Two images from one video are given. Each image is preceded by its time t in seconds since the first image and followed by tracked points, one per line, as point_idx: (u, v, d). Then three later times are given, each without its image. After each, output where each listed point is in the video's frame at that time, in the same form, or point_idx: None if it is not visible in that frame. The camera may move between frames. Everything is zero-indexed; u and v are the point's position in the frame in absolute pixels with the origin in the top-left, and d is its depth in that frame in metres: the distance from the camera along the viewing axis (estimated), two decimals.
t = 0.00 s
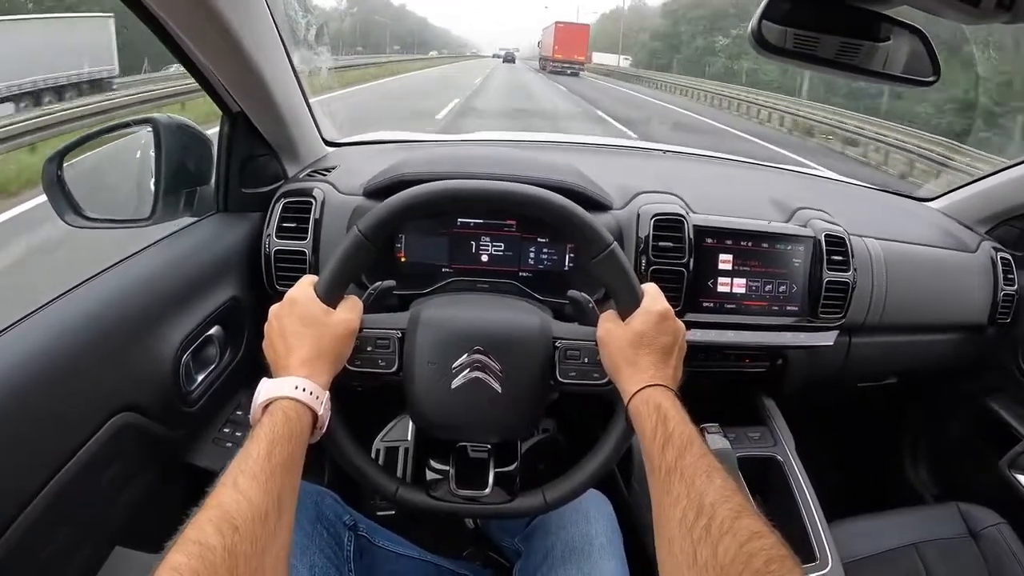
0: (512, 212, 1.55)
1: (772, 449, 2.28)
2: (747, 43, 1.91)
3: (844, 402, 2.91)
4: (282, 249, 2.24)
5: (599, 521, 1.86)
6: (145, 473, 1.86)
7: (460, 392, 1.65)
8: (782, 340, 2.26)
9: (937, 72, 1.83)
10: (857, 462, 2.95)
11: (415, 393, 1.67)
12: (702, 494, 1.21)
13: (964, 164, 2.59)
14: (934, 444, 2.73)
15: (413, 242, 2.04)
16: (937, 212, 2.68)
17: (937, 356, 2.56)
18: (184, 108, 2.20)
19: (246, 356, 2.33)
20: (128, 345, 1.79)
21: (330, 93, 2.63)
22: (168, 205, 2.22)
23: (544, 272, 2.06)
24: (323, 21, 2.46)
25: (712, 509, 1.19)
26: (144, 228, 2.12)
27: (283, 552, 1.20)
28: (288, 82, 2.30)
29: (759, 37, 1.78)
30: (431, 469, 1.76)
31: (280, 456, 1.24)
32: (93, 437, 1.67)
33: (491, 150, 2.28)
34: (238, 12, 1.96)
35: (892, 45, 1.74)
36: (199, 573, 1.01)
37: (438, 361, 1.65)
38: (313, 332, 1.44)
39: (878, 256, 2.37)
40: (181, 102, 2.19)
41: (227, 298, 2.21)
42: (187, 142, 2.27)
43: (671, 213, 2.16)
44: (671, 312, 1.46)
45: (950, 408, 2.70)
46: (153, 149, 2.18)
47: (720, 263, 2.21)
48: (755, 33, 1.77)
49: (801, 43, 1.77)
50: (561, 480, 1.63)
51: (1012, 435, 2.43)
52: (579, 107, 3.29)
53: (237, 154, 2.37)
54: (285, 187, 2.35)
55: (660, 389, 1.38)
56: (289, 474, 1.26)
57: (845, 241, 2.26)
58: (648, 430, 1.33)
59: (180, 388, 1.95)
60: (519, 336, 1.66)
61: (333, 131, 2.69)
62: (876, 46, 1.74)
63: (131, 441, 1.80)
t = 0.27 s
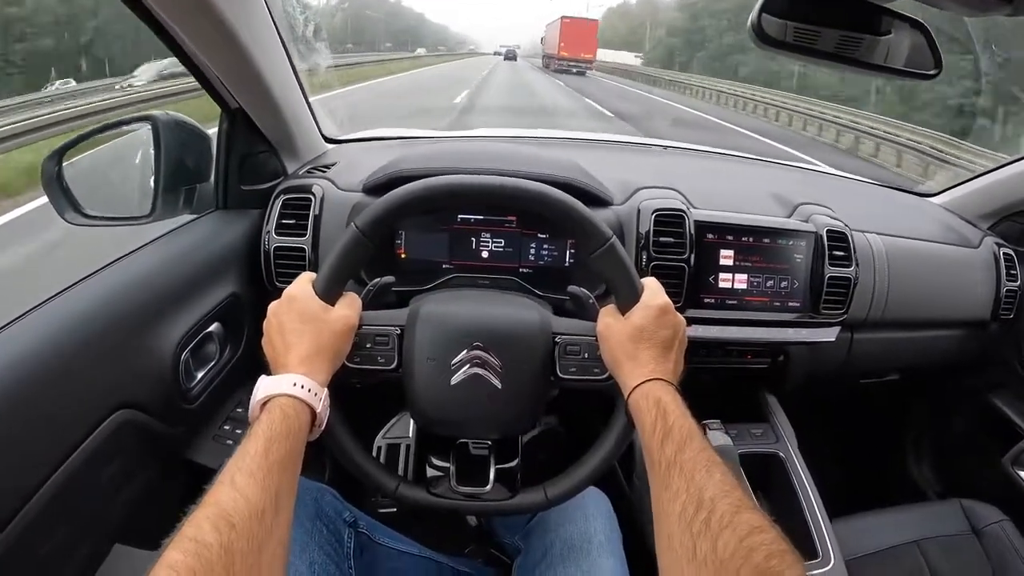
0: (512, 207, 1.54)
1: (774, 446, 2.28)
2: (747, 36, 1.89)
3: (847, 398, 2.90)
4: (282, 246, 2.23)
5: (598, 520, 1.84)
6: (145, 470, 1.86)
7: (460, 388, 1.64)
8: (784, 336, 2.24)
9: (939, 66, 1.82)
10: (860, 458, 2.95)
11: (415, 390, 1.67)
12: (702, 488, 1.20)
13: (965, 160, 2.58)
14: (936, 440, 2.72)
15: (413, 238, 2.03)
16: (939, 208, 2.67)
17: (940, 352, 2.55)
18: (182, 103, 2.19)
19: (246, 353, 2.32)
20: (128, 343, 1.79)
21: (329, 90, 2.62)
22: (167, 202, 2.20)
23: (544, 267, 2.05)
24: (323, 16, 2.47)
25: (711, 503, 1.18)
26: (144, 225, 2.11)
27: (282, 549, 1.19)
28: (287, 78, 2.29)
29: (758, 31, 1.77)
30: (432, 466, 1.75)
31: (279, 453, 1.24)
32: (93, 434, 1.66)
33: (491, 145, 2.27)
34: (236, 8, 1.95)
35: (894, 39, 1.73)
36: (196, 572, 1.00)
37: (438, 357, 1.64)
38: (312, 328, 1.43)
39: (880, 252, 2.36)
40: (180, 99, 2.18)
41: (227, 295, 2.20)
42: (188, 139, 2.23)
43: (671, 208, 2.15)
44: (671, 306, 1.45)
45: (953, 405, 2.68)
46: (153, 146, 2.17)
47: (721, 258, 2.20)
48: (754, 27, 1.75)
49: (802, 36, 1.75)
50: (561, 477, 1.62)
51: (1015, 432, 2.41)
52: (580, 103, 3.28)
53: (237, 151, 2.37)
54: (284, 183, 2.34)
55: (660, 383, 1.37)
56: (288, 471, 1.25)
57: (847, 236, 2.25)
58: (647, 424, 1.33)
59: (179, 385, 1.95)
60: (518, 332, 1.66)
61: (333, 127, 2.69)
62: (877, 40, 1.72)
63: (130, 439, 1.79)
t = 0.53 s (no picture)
0: (517, 204, 1.54)
1: (778, 443, 2.28)
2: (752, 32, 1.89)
3: (849, 396, 2.90)
4: (285, 243, 2.23)
5: (599, 519, 1.84)
6: (148, 468, 1.85)
7: (464, 386, 1.64)
8: (788, 334, 2.24)
9: (944, 63, 1.82)
10: (862, 456, 2.95)
11: (419, 387, 1.66)
12: (709, 485, 1.20)
13: (968, 158, 2.58)
14: (939, 437, 2.72)
15: (417, 236, 2.02)
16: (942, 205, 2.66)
17: (944, 350, 2.55)
18: (184, 101, 2.19)
19: (248, 350, 2.32)
20: (130, 342, 1.78)
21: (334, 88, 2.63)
22: (169, 199, 2.19)
23: (548, 265, 2.04)
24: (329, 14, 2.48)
25: (719, 500, 1.18)
26: (146, 223, 2.10)
27: (287, 548, 1.19)
28: (289, 75, 2.29)
29: (765, 27, 1.77)
30: (436, 464, 1.75)
31: (283, 452, 1.23)
32: (96, 432, 1.66)
33: (495, 143, 2.27)
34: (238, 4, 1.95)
35: (900, 36, 1.72)
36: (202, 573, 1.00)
37: (442, 354, 1.64)
38: (316, 327, 1.42)
39: (883, 249, 2.36)
40: (183, 96, 2.18)
41: (229, 293, 2.20)
42: (190, 136, 2.22)
43: (676, 205, 2.15)
44: (677, 302, 1.45)
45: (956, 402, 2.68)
46: (155, 143, 2.16)
47: (725, 255, 2.19)
48: (761, 23, 1.76)
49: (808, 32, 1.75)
50: (566, 475, 1.62)
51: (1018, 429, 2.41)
52: (583, 101, 3.28)
53: (239, 148, 2.36)
54: (287, 181, 2.34)
55: (666, 379, 1.37)
56: (293, 470, 1.25)
57: (851, 234, 2.24)
58: (654, 421, 1.33)
59: (182, 383, 1.94)
60: (523, 330, 1.65)
61: (336, 125, 2.69)
62: (882, 37, 1.72)
63: (133, 437, 1.79)
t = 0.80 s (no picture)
0: (513, 200, 1.52)
1: (778, 441, 2.27)
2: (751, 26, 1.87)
3: (851, 394, 2.88)
4: (281, 240, 2.21)
5: (598, 518, 1.82)
6: (143, 467, 1.84)
7: (460, 383, 1.63)
8: (791, 331, 2.21)
9: (945, 56, 1.79)
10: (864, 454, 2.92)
11: (415, 385, 1.65)
12: (705, 483, 1.18)
13: (969, 155, 2.57)
14: (941, 435, 2.70)
15: (414, 233, 2.00)
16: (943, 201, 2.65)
17: (946, 347, 2.53)
18: (181, 98, 2.18)
19: (245, 348, 2.31)
20: (125, 340, 1.77)
21: (330, 85, 2.61)
22: (165, 197, 2.19)
23: (546, 261, 2.03)
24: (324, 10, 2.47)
25: (714, 499, 1.16)
26: (143, 221, 2.09)
27: (278, 548, 1.17)
28: (286, 72, 2.27)
29: (765, 22, 1.76)
30: (432, 462, 1.73)
31: (275, 451, 1.22)
32: (89, 430, 1.64)
33: (492, 139, 2.25)
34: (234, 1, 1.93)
35: (900, 29, 1.70)
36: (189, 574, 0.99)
37: (438, 351, 1.62)
38: (309, 325, 1.41)
39: (885, 246, 2.34)
40: (181, 94, 2.17)
41: (226, 290, 2.19)
42: (188, 134, 2.21)
43: (675, 201, 2.13)
44: (674, 298, 1.43)
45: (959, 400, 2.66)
46: (151, 140, 2.15)
47: (725, 252, 2.18)
48: (758, 17, 1.75)
49: (808, 26, 1.74)
50: (564, 473, 1.60)
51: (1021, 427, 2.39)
52: (582, 98, 3.26)
53: (235, 145, 2.35)
54: (283, 178, 2.33)
55: (662, 376, 1.35)
56: (285, 469, 1.23)
57: (852, 230, 2.23)
58: (649, 418, 1.31)
59: (177, 381, 1.93)
60: (520, 327, 1.63)
61: (333, 122, 2.68)
62: (882, 30, 1.71)
63: (128, 436, 1.77)
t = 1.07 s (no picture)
0: (519, 198, 1.52)
1: (782, 440, 2.27)
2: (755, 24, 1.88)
3: (854, 394, 2.89)
4: (286, 239, 2.22)
5: (603, 518, 1.82)
6: (148, 465, 1.84)
7: (466, 381, 1.63)
8: (793, 330, 2.23)
9: (950, 56, 1.80)
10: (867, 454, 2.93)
11: (421, 384, 1.65)
12: (714, 479, 1.19)
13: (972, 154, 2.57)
14: (943, 434, 2.70)
15: (418, 231, 2.01)
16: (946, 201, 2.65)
17: (948, 347, 2.53)
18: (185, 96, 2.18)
19: (249, 346, 2.31)
20: (129, 339, 1.77)
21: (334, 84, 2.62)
22: (171, 195, 2.18)
23: (551, 260, 2.03)
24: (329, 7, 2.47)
25: (724, 495, 1.16)
26: (147, 218, 2.10)
27: (287, 548, 1.17)
28: (291, 70, 2.27)
29: (770, 21, 1.77)
30: (439, 460, 1.73)
31: (283, 452, 1.22)
32: (94, 429, 1.65)
33: (497, 137, 2.26)
34: None
35: (905, 29, 1.70)
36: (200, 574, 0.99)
37: (444, 350, 1.63)
38: (316, 325, 1.41)
39: (888, 245, 2.34)
40: (184, 91, 2.17)
41: (230, 288, 2.19)
42: (191, 131, 2.21)
43: (679, 200, 2.14)
44: (681, 295, 1.43)
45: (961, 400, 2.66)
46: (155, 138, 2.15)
47: (729, 250, 2.18)
48: (764, 16, 1.76)
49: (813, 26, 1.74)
50: (570, 471, 1.60)
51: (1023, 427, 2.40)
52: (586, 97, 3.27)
53: (240, 143, 2.35)
54: (288, 176, 2.33)
55: (670, 373, 1.36)
56: (294, 469, 1.23)
57: (855, 229, 2.23)
58: (658, 414, 1.31)
59: (182, 380, 1.93)
60: (525, 326, 1.64)
61: (338, 120, 2.68)
62: (888, 30, 1.71)
63: (132, 435, 1.78)
